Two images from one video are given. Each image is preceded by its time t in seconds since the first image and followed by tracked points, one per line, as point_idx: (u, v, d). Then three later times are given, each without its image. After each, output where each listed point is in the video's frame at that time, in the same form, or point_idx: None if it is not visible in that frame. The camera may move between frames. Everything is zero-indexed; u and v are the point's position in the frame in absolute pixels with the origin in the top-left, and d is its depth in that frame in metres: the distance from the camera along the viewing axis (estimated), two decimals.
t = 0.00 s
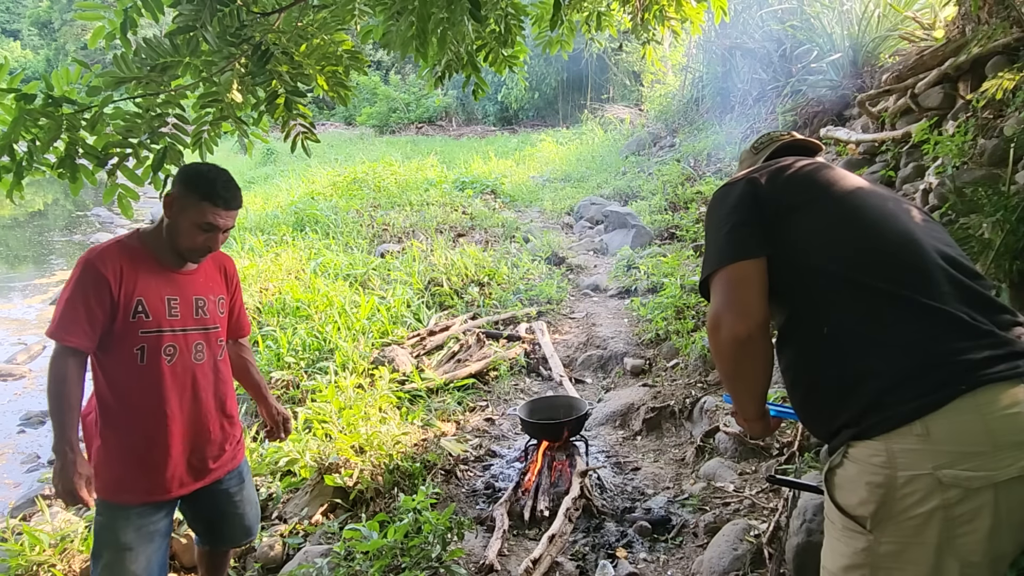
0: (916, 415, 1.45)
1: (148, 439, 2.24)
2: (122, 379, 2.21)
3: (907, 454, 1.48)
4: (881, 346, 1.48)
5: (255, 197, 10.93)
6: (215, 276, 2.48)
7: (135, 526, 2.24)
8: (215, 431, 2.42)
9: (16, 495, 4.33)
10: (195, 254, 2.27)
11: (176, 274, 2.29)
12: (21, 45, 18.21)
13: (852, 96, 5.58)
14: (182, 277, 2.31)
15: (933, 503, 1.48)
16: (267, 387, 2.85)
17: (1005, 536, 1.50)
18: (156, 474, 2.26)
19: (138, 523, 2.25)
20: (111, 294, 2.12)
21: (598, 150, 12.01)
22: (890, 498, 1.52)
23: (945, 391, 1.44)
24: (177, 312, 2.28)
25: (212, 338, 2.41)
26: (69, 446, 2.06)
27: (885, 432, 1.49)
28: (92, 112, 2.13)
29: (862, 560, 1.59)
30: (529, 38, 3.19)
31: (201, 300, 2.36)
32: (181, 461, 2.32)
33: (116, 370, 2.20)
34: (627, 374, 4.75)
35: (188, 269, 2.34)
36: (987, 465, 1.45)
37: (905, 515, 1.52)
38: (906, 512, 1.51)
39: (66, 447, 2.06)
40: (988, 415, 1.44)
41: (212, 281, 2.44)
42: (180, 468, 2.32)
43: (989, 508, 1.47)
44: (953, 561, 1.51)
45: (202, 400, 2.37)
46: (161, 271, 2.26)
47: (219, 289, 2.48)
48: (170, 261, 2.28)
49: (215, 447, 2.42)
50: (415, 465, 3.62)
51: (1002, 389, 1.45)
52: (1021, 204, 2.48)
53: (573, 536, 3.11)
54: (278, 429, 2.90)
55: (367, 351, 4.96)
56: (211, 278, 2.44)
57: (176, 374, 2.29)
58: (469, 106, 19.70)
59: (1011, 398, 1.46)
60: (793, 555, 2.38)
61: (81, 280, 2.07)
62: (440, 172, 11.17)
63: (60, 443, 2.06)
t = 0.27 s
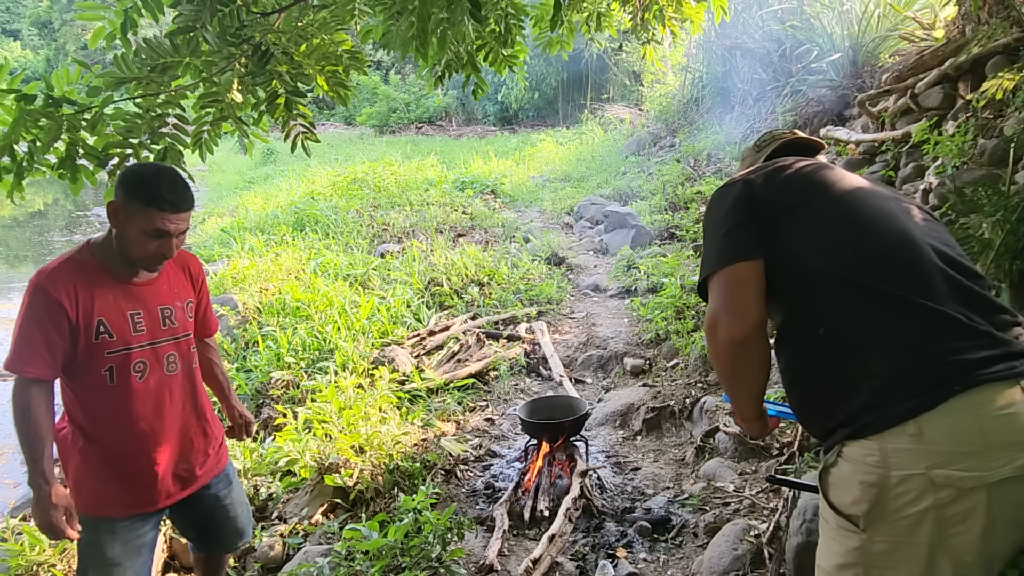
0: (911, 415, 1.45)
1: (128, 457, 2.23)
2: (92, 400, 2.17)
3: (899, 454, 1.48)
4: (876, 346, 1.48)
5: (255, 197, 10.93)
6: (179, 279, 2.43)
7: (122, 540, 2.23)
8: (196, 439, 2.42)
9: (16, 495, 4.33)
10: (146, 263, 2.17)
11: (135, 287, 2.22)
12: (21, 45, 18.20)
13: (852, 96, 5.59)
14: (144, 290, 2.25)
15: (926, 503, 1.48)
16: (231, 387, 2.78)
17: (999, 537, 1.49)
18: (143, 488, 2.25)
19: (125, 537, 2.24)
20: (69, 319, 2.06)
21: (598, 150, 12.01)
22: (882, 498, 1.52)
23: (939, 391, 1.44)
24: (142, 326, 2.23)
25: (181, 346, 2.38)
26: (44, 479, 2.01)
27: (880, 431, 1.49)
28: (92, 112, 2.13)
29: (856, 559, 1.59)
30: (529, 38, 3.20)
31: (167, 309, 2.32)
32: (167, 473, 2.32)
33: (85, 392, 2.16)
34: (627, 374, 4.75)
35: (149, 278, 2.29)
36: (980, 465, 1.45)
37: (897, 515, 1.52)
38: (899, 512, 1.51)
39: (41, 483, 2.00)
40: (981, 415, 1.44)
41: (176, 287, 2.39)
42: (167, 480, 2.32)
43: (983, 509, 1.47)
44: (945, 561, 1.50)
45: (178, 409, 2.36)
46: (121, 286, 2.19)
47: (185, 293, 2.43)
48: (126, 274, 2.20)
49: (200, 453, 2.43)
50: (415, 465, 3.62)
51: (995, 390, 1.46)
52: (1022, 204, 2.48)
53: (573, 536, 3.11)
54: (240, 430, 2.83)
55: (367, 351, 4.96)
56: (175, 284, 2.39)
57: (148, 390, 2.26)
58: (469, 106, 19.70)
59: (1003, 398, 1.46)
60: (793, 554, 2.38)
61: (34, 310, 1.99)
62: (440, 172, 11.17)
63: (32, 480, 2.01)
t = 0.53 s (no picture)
0: (908, 415, 1.45)
1: (124, 463, 2.23)
2: (85, 410, 2.15)
3: (896, 455, 1.48)
4: (874, 347, 1.48)
5: (255, 197, 10.93)
6: (159, 278, 2.43)
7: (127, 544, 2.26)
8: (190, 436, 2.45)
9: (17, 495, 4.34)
10: (126, 263, 2.14)
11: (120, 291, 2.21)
12: (21, 45, 18.21)
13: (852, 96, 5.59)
14: (129, 293, 2.24)
15: (922, 505, 1.48)
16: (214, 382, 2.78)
17: (997, 540, 1.49)
18: (143, 490, 2.27)
19: (129, 540, 2.27)
20: (59, 331, 2.02)
21: (598, 150, 12.01)
22: (878, 499, 1.52)
23: (936, 392, 1.44)
24: (132, 331, 2.22)
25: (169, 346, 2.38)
26: (29, 505, 1.98)
27: (876, 431, 1.49)
28: (92, 113, 2.13)
29: (852, 559, 1.59)
30: (529, 38, 3.20)
31: (153, 311, 2.31)
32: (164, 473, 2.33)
33: (77, 403, 2.14)
34: (627, 374, 4.75)
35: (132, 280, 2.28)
36: (976, 467, 1.45)
37: (893, 516, 1.51)
38: (894, 513, 1.51)
39: (27, 508, 1.98)
40: (977, 416, 1.44)
41: (157, 286, 2.39)
42: (165, 478, 2.34)
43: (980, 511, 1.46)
44: (941, 563, 1.50)
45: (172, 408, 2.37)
46: (108, 292, 2.17)
47: (166, 292, 2.43)
48: (107, 277, 2.17)
49: (195, 448, 2.46)
50: (415, 465, 3.62)
51: (991, 391, 1.46)
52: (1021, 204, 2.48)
53: (573, 536, 3.11)
54: (228, 421, 2.86)
55: (367, 351, 4.96)
56: (156, 284, 2.38)
57: (141, 394, 2.25)
58: (469, 106, 19.71)
59: (1000, 400, 1.46)
60: (793, 554, 2.38)
61: (20, 326, 1.95)
62: (440, 172, 11.17)
63: (21, 502, 1.98)
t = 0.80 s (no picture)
0: (905, 415, 1.45)
1: (132, 459, 2.23)
2: (95, 405, 2.15)
3: (894, 455, 1.48)
4: (873, 348, 1.48)
5: (255, 197, 10.93)
6: (164, 275, 2.45)
7: (131, 544, 2.26)
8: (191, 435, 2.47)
9: (17, 495, 4.34)
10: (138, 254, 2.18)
11: (130, 287, 2.23)
12: (21, 44, 18.20)
13: (852, 96, 5.59)
14: (139, 289, 2.26)
15: (920, 504, 1.48)
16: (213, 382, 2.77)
17: (994, 540, 1.49)
18: (149, 488, 2.27)
19: (134, 540, 2.26)
20: (72, 325, 2.03)
21: (598, 150, 12.02)
22: (876, 499, 1.52)
23: (935, 391, 1.44)
24: (141, 326, 2.24)
25: (174, 343, 2.40)
26: (52, 495, 1.96)
27: (874, 431, 1.49)
28: (92, 112, 2.13)
29: (849, 558, 1.60)
30: (529, 39, 3.20)
31: (160, 308, 2.33)
32: (168, 471, 2.34)
33: (86, 398, 2.14)
34: (627, 374, 4.75)
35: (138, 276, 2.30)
36: (974, 466, 1.45)
37: (891, 515, 1.51)
38: (893, 513, 1.51)
39: (50, 496, 1.96)
40: (976, 416, 1.44)
41: (163, 283, 2.41)
42: (168, 478, 2.34)
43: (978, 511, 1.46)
44: (938, 562, 1.50)
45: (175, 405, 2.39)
46: (118, 288, 2.18)
47: (171, 290, 2.45)
48: (117, 271, 2.20)
49: (195, 446, 2.48)
50: (415, 465, 3.62)
51: (991, 391, 1.46)
52: (1021, 204, 2.48)
53: (573, 536, 3.11)
54: (224, 425, 2.83)
55: (367, 351, 4.96)
56: (161, 280, 2.40)
57: (149, 389, 2.27)
58: (469, 106, 19.72)
59: (999, 399, 1.46)
60: (793, 554, 2.38)
61: (34, 318, 1.95)
62: (440, 172, 11.18)
63: (43, 495, 1.96)
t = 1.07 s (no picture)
0: (895, 416, 1.45)
1: (149, 446, 2.26)
2: (113, 389, 2.20)
3: (884, 455, 1.48)
4: (867, 350, 1.48)
5: (255, 197, 10.93)
6: (183, 272, 2.52)
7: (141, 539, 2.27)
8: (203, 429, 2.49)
9: (16, 495, 4.33)
10: (160, 241, 2.30)
11: (150, 275, 2.30)
12: (21, 44, 18.20)
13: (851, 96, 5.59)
14: (159, 278, 2.33)
15: (907, 505, 1.47)
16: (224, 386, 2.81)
17: (985, 544, 1.47)
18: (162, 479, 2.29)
19: (143, 534, 2.28)
20: (95, 306, 2.10)
21: (598, 150, 12.01)
22: (864, 498, 1.52)
23: (926, 391, 1.43)
24: (160, 313, 2.30)
25: (190, 335, 2.46)
26: (78, 467, 2.02)
27: (864, 431, 1.49)
28: (92, 112, 2.13)
29: (835, 556, 1.61)
30: (529, 39, 3.20)
31: (178, 299, 2.39)
32: (181, 463, 2.37)
33: (106, 382, 2.19)
34: (627, 374, 4.75)
35: (158, 268, 2.37)
36: (965, 469, 1.43)
37: (879, 515, 1.51)
38: (880, 512, 1.51)
39: (77, 469, 2.01)
40: (968, 418, 1.43)
41: (181, 279, 2.48)
42: (181, 471, 2.37)
43: (968, 513, 1.44)
44: (926, 563, 1.49)
45: (189, 396, 2.43)
46: (139, 275, 2.26)
47: (188, 286, 2.52)
48: (140, 260, 2.30)
49: (206, 442, 2.50)
50: (415, 465, 3.62)
51: (985, 392, 1.44)
52: (1021, 204, 2.48)
53: (573, 536, 3.11)
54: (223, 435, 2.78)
55: (367, 351, 4.95)
56: (180, 276, 2.47)
57: (166, 377, 2.31)
58: (469, 106, 19.72)
59: (993, 401, 1.44)
60: (793, 555, 2.38)
61: (58, 297, 2.02)
62: (440, 172, 11.17)
63: (66, 468, 2.01)
